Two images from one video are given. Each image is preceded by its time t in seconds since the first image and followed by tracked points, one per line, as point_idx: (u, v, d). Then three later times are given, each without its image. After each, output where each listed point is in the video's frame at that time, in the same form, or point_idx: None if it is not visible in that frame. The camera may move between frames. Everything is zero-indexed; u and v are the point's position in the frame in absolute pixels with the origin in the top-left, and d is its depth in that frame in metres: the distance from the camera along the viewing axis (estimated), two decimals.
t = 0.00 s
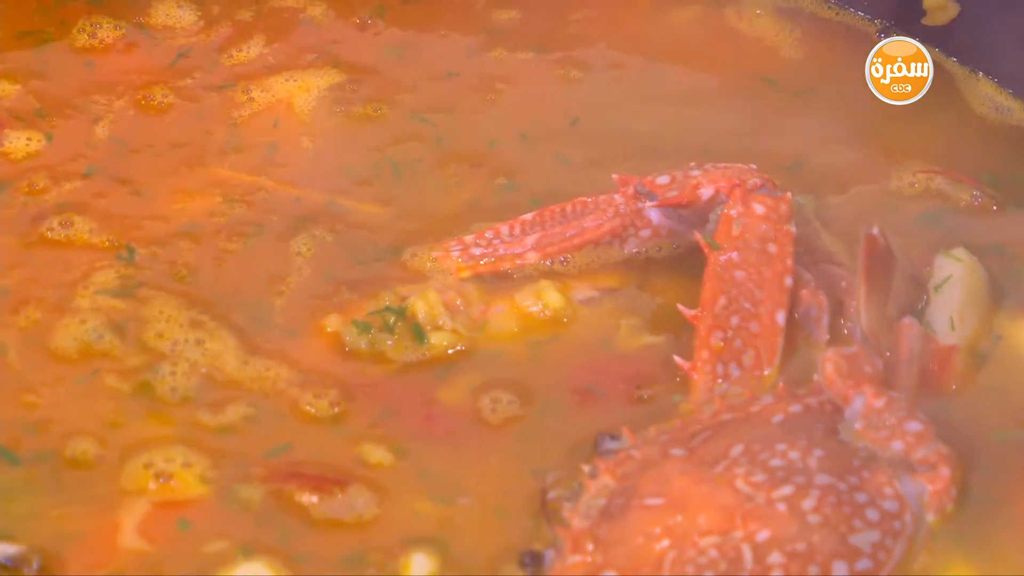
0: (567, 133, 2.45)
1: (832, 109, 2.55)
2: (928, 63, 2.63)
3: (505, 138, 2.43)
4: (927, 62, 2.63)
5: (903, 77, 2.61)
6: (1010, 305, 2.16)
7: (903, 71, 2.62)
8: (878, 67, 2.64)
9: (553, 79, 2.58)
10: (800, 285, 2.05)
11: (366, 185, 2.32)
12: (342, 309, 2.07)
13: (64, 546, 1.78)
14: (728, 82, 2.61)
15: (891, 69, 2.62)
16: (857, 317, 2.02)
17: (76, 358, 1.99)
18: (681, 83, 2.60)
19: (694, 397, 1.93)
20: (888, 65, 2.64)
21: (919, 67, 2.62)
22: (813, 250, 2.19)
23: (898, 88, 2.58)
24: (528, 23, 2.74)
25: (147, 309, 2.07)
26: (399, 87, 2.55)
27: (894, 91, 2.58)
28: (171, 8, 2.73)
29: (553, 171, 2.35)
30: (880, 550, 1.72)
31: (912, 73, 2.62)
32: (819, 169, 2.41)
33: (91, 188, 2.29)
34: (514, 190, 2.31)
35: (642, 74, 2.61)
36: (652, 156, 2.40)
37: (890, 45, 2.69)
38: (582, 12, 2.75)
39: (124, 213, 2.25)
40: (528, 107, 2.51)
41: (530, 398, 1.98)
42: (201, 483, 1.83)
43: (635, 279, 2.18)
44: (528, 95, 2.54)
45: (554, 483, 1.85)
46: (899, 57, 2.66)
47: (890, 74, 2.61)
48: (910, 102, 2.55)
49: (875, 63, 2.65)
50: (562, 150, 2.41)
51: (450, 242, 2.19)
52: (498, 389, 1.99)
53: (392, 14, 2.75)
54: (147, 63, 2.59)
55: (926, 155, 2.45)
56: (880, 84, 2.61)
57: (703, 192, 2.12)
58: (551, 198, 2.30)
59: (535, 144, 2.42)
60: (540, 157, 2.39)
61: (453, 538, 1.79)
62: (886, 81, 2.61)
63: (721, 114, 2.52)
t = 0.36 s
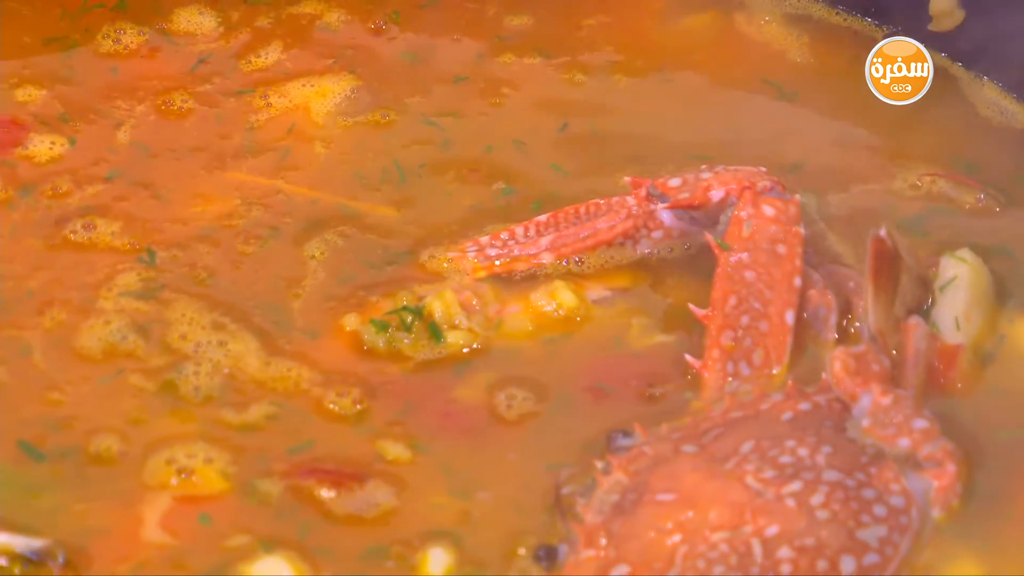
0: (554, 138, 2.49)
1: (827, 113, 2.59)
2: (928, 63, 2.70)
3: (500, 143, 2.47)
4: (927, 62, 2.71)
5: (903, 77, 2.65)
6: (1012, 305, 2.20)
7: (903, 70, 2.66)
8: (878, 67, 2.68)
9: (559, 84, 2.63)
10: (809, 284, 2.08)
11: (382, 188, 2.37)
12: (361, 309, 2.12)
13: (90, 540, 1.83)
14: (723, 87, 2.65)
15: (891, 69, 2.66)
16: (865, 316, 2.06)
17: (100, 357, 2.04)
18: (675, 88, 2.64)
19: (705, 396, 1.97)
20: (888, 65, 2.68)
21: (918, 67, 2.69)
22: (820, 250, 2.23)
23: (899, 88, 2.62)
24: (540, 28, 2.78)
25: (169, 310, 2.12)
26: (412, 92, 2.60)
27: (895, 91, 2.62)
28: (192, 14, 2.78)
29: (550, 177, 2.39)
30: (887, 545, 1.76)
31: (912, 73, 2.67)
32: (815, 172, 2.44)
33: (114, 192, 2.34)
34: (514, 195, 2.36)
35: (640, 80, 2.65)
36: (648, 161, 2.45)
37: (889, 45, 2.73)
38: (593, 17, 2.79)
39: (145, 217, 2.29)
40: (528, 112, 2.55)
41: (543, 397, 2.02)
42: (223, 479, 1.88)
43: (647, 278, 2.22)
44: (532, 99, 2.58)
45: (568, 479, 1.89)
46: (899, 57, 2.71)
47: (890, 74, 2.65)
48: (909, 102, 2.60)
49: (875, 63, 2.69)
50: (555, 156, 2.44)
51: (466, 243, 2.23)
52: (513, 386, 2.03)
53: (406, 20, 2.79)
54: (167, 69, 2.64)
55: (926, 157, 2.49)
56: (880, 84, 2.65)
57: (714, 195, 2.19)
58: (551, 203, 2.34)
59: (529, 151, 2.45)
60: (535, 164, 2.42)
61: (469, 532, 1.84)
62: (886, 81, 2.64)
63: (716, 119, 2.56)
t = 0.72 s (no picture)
0: (543, 142, 2.53)
1: (821, 116, 2.63)
2: (928, 64, 2.74)
3: (493, 147, 2.51)
4: (927, 62, 2.75)
5: (903, 77, 2.70)
6: (1011, 304, 2.24)
7: (903, 70, 2.71)
8: (879, 67, 2.73)
9: (562, 88, 2.67)
10: (810, 284, 2.12)
11: (390, 190, 2.42)
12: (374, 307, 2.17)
13: (109, 533, 1.88)
14: (717, 90, 2.68)
15: (891, 69, 2.71)
16: (866, 315, 2.10)
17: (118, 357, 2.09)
18: (669, 91, 2.67)
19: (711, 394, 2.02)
20: (888, 65, 2.72)
21: (918, 67, 2.73)
22: (822, 251, 2.29)
23: (898, 88, 2.67)
24: (544, 32, 2.82)
25: (186, 311, 2.16)
26: (419, 95, 2.65)
27: (894, 91, 2.67)
28: (208, 19, 2.83)
29: (543, 183, 2.43)
30: (888, 538, 1.80)
31: (912, 73, 2.71)
32: (807, 174, 2.49)
33: (131, 195, 2.39)
34: (510, 198, 2.40)
35: (638, 83, 2.69)
36: (645, 163, 2.49)
37: (890, 46, 2.79)
38: (596, 21, 2.84)
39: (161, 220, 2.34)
40: (528, 116, 2.59)
41: (551, 394, 2.06)
42: (238, 473, 1.93)
43: (653, 277, 2.27)
44: (534, 103, 2.62)
45: (576, 474, 1.94)
46: (899, 57, 2.75)
47: (890, 74, 2.69)
48: (908, 103, 2.65)
49: (875, 64, 2.74)
50: (546, 163, 2.48)
51: (476, 243, 2.27)
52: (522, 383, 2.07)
53: (414, 24, 2.84)
54: (181, 73, 2.68)
55: (923, 159, 2.54)
56: (880, 84, 2.69)
57: (719, 195, 2.22)
58: (547, 206, 2.39)
59: (520, 155, 2.49)
60: (526, 170, 2.46)
61: (480, 525, 1.88)
62: (886, 81, 2.69)
63: (706, 120, 2.60)
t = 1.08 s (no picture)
0: (533, 147, 2.56)
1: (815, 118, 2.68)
2: (928, 64, 2.79)
3: (484, 151, 2.55)
4: (927, 62, 2.79)
5: (904, 77, 2.75)
6: (1007, 302, 2.28)
7: (903, 70, 2.76)
8: (878, 67, 2.79)
9: (563, 91, 2.71)
10: (810, 283, 2.17)
11: (398, 190, 2.46)
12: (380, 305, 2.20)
13: (125, 526, 1.92)
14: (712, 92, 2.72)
15: (891, 69, 2.76)
16: (865, 313, 2.14)
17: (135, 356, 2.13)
18: (665, 93, 2.72)
19: (714, 390, 2.06)
20: (888, 65, 2.78)
21: (918, 67, 2.78)
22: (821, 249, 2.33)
23: (898, 88, 2.72)
24: (548, 36, 2.87)
25: (201, 311, 2.21)
26: (425, 98, 2.69)
27: (894, 90, 2.72)
28: (221, 24, 2.88)
29: (535, 187, 2.46)
30: (886, 531, 1.84)
31: (912, 73, 2.76)
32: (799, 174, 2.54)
33: (146, 197, 2.44)
34: (505, 201, 2.44)
35: (636, 86, 2.73)
36: (641, 165, 2.53)
37: (890, 45, 2.83)
38: (599, 26, 2.89)
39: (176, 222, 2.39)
40: (528, 119, 2.63)
41: (556, 391, 2.11)
42: (251, 468, 1.98)
43: (657, 276, 2.32)
44: (536, 105, 2.67)
45: (582, 468, 1.99)
46: (900, 57, 2.80)
47: (890, 74, 2.75)
48: (909, 103, 2.70)
49: (875, 64, 2.80)
50: (538, 169, 2.50)
51: (483, 243, 2.32)
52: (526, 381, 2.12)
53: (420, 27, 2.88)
54: (194, 77, 2.73)
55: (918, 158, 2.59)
56: (880, 84, 2.75)
57: (721, 196, 2.26)
58: (544, 207, 2.43)
59: (510, 160, 2.53)
60: (518, 175, 2.49)
61: (488, 519, 1.93)
62: (886, 81, 2.74)
63: (697, 122, 2.64)
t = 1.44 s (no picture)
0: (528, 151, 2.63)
1: (810, 116, 2.75)
2: (928, 64, 2.85)
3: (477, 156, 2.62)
4: (927, 62, 2.85)
5: (903, 77, 2.86)
6: (1001, 299, 2.34)
7: (903, 71, 2.87)
8: (879, 67, 2.89)
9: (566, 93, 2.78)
10: (810, 280, 2.22)
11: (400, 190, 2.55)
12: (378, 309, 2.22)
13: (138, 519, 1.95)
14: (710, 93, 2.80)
15: (891, 69, 2.88)
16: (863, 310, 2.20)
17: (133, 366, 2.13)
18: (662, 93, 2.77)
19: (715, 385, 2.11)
20: (888, 65, 2.89)
21: (918, 67, 2.86)
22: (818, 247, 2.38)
23: (899, 88, 2.81)
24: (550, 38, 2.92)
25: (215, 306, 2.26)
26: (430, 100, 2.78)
27: (895, 91, 2.81)
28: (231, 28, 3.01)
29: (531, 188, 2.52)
30: (884, 523, 1.88)
31: (912, 73, 2.86)
32: (796, 171, 2.60)
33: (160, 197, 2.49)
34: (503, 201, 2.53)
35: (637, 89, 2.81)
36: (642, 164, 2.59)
37: (890, 45, 2.89)
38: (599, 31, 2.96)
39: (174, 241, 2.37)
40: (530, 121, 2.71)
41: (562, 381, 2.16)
42: (263, 463, 2.04)
43: (658, 274, 2.40)
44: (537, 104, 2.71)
45: (585, 462, 2.04)
46: (899, 57, 2.89)
47: (890, 74, 2.87)
48: (910, 102, 2.78)
49: (875, 63, 2.89)
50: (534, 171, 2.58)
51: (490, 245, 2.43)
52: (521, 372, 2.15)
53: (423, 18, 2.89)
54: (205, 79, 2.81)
55: (915, 157, 2.64)
56: (881, 84, 2.84)
57: (722, 197, 2.34)
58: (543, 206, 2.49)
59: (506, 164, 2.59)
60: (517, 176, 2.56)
61: (494, 511, 1.98)
62: (886, 81, 2.85)
63: (691, 122, 2.69)
